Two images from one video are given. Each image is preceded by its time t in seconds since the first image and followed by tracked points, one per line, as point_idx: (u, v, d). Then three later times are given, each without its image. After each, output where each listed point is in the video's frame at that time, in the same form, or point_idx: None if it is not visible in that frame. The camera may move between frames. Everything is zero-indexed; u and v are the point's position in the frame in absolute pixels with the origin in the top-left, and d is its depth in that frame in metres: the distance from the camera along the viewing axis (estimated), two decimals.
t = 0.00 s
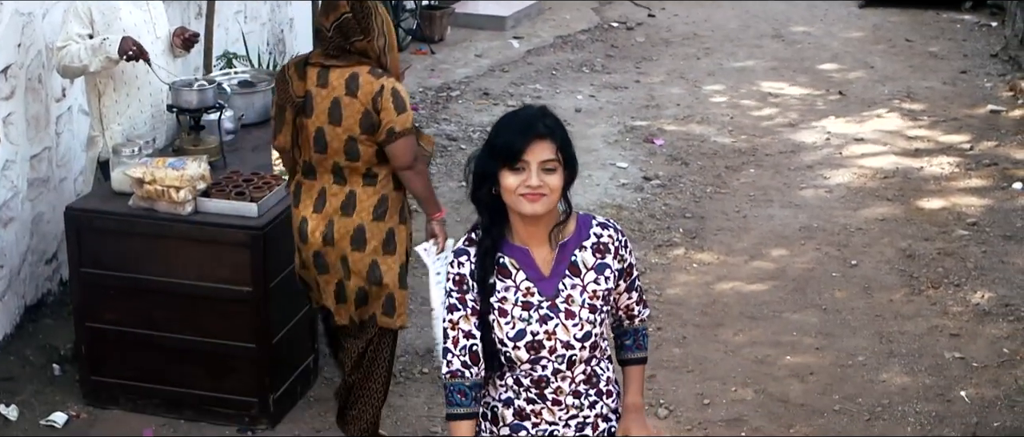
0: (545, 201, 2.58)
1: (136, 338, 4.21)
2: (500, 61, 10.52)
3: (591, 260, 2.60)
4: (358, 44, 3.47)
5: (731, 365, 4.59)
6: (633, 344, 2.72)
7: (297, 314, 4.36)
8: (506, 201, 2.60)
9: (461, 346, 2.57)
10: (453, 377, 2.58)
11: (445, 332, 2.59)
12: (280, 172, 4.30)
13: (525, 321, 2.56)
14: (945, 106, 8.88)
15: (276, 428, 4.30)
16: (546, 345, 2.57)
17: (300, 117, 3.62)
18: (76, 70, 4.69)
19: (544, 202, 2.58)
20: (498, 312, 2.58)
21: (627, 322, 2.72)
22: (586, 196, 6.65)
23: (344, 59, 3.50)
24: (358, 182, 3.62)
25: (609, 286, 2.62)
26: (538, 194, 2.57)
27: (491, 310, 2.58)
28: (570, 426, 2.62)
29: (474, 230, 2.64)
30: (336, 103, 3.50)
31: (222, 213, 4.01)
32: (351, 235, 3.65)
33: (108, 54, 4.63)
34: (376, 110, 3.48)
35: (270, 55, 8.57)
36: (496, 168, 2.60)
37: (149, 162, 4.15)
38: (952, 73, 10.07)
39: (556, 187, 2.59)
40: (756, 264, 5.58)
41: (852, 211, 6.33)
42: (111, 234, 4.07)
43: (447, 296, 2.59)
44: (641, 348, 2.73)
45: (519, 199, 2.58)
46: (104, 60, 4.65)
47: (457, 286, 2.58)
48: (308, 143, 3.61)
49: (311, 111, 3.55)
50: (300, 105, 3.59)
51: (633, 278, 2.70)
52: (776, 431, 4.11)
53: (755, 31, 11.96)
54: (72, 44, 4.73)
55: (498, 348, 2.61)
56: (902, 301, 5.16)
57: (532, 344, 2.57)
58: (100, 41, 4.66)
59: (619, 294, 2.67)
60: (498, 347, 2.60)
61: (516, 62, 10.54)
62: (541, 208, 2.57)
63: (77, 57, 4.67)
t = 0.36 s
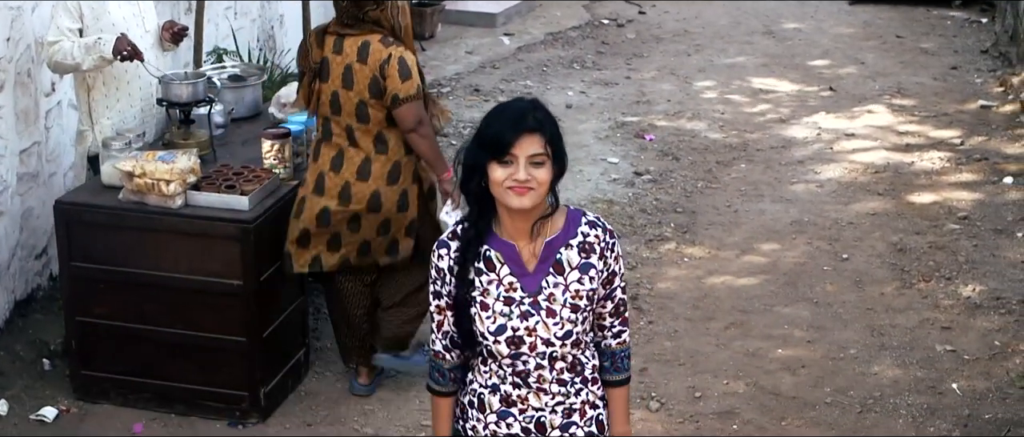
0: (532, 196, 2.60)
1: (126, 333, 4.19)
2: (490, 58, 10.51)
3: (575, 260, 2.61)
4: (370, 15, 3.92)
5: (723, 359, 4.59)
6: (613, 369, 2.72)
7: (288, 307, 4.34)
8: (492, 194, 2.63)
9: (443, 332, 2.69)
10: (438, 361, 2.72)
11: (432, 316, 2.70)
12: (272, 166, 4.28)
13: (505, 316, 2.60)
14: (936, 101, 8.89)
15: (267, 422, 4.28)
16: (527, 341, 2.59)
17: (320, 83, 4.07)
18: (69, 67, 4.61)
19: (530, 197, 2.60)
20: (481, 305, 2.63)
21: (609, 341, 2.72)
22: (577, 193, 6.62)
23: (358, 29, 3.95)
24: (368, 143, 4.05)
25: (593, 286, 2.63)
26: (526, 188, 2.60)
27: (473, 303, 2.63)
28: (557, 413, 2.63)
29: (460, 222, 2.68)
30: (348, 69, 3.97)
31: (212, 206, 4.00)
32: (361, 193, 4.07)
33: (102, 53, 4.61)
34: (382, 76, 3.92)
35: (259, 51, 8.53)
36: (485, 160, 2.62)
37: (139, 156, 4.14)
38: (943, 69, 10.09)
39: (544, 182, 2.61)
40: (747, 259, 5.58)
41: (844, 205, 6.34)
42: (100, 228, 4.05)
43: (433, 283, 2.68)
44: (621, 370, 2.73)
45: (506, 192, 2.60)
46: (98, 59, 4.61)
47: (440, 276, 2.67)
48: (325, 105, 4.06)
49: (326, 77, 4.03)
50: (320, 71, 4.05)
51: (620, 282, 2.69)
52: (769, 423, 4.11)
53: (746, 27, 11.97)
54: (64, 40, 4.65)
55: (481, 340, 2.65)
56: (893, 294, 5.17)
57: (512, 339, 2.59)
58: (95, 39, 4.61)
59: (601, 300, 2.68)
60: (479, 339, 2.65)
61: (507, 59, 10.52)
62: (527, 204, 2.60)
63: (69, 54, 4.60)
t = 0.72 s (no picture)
0: (527, 179, 2.58)
1: (121, 327, 4.18)
2: (486, 55, 10.48)
3: (569, 243, 2.56)
4: None
5: (719, 352, 4.58)
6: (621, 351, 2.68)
7: (283, 300, 4.33)
8: (487, 176, 2.61)
9: (430, 312, 2.70)
10: (417, 337, 2.74)
11: (423, 295, 2.70)
12: (267, 160, 4.26)
13: (497, 297, 2.56)
14: (932, 97, 8.90)
15: (263, 416, 4.27)
16: (516, 323, 2.55)
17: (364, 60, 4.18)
18: (61, 61, 4.60)
19: (525, 180, 2.58)
20: (472, 285, 2.59)
21: (613, 329, 2.67)
22: (573, 188, 6.61)
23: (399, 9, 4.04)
24: (414, 117, 4.17)
25: (587, 271, 2.58)
26: (520, 171, 2.57)
27: (465, 282, 2.60)
28: (547, 400, 2.59)
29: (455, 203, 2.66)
30: (392, 48, 4.06)
31: (207, 199, 3.98)
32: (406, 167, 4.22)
33: (94, 46, 4.55)
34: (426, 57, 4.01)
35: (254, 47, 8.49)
36: (480, 142, 2.60)
37: (134, 149, 4.11)
38: (939, 65, 10.09)
39: (539, 165, 2.59)
40: (743, 253, 5.58)
41: (840, 200, 6.34)
42: (95, 222, 4.04)
43: (426, 262, 2.68)
44: (631, 354, 2.68)
45: (500, 175, 2.58)
46: (90, 52, 4.57)
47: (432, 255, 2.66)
48: (371, 82, 4.18)
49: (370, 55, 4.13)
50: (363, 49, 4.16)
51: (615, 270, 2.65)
52: (766, 416, 4.11)
53: (741, 24, 11.96)
54: (57, 34, 4.63)
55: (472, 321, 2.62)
56: (890, 288, 5.17)
57: (502, 320, 2.56)
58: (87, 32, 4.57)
59: (597, 287, 2.63)
60: (471, 320, 2.61)
61: (502, 56, 10.50)
62: (522, 186, 2.57)
63: (62, 48, 4.58)
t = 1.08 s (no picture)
0: (524, 161, 2.52)
1: (121, 323, 4.17)
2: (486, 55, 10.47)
3: (564, 223, 2.51)
4: None
5: (719, 349, 4.58)
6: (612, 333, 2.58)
7: (282, 297, 4.31)
8: (486, 157, 2.54)
9: (426, 295, 2.59)
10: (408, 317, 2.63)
11: (416, 277, 2.60)
12: (266, 155, 4.25)
13: (492, 275, 2.49)
14: (933, 97, 8.89)
15: (262, 413, 4.26)
16: (512, 303, 2.48)
17: (396, 29, 4.70)
18: (57, 53, 4.67)
19: (524, 162, 2.52)
20: (468, 264, 2.52)
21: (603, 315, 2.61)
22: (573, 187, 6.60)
23: None
24: (442, 80, 4.74)
25: (581, 252, 2.53)
26: (518, 154, 2.51)
27: (461, 262, 2.53)
28: (543, 387, 2.51)
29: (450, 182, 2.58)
30: (428, 15, 4.62)
31: (206, 194, 3.98)
32: (440, 123, 4.75)
33: (88, 35, 4.59)
34: (460, 20, 4.61)
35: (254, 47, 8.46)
36: (479, 122, 2.53)
37: (134, 144, 4.11)
38: (939, 65, 10.09)
39: (537, 147, 2.52)
40: (744, 251, 5.57)
41: (841, 199, 6.33)
42: (95, 218, 4.03)
43: (420, 241, 2.59)
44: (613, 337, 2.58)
45: (499, 157, 2.52)
46: (85, 41, 4.62)
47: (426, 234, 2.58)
48: (404, 48, 4.71)
49: (405, 23, 4.66)
50: (397, 18, 4.68)
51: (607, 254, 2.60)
52: (766, 412, 4.11)
53: (741, 25, 11.96)
54: (53, 27, 4.72)
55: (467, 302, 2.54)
56: (890, 285, 5.16)
57: (497, 300, 2.49)
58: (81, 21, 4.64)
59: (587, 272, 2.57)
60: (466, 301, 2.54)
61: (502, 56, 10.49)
62: (520, 168, 2.51)
63: (58, 40, 4.65)
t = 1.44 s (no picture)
0: (516, 153, 2.62)
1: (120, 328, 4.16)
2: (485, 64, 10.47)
3: (552, 209, 2.60)
4: None
5: (719, 355, 4.57)
6: (599, 309, 2.67)
7: (281, 302, 4.31)
8: (479, 147, 2.64)
9: (415, 282, 2.68)
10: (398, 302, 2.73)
11: (406, 265, 2.69)
12: (266, 160, 4.26)
13: (480, 260, 2.59)
14: (932, 106, 8.90)
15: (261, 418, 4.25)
16: (500, 287, 2.60)
17: (405, 20, 4.91)
18: (60, 58, 4.66)
19: (515, 154, 2.62)
20: (456, 250, 2.61)
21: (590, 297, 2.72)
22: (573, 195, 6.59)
23: None
24: (446, 71, 4.92)
25: (570, 238, 2.63)
26: (510, 146, 2.61)
27: (448, 249, 2.62)
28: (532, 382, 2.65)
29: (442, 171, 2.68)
30: (433, 8, 4.81)
31: (206, 198, 3.98)
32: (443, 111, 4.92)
33: (91, 39, 4.62)
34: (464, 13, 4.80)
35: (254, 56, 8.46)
36: (475, 113, 2.64)
37: (133, 148, 4.10)
38: (938, 74, 10.11)
39: (529, 140, 2.62)
40: (743, 258, 5.57)
41: (840, 206, 6.33)
42: (94, 222, 4.03)
43: (411, 229, 2.67)
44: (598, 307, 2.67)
45: (492, 148, 2.62)
46: (88, 45, 4.63)
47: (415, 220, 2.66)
48: (411, 39, 4.92)
49: (413, 15, 4.86)
50: (406, 10, 4.89)
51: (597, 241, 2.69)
52: (766, 417, 4.10)
53: (740, 35, 11.98)
54: (55, 32, 4.72)
55: (454, 289, 2.65)
56: (890, 291, 5.16)
57: (486, 284, 2.60)
58: (85, 26, 4.64)
59: (580, 259, 2.69)
60: (454, 287, 2.64)
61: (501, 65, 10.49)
62: (511, 160, 2.61)
63: (60, 44, 4.66)
